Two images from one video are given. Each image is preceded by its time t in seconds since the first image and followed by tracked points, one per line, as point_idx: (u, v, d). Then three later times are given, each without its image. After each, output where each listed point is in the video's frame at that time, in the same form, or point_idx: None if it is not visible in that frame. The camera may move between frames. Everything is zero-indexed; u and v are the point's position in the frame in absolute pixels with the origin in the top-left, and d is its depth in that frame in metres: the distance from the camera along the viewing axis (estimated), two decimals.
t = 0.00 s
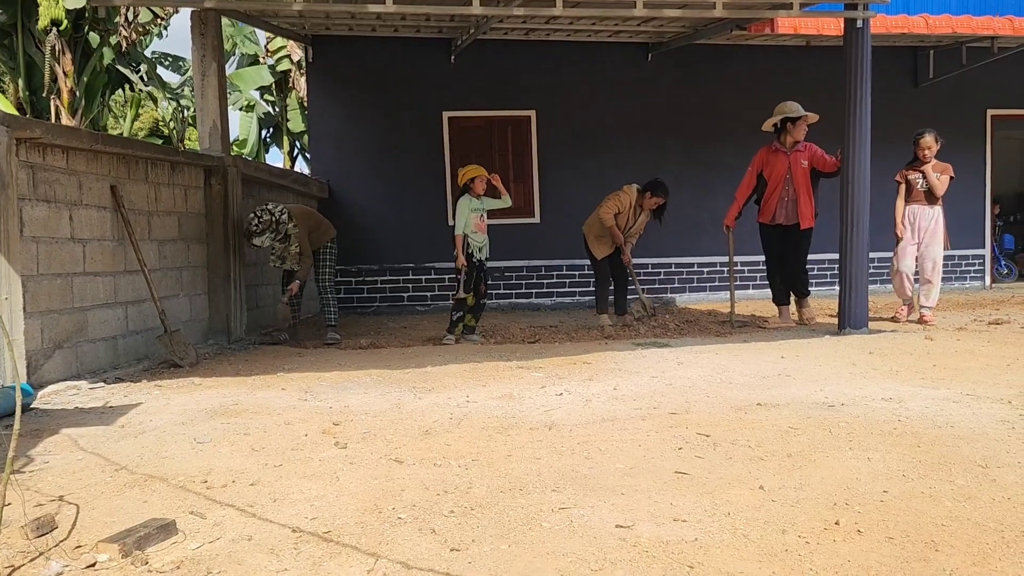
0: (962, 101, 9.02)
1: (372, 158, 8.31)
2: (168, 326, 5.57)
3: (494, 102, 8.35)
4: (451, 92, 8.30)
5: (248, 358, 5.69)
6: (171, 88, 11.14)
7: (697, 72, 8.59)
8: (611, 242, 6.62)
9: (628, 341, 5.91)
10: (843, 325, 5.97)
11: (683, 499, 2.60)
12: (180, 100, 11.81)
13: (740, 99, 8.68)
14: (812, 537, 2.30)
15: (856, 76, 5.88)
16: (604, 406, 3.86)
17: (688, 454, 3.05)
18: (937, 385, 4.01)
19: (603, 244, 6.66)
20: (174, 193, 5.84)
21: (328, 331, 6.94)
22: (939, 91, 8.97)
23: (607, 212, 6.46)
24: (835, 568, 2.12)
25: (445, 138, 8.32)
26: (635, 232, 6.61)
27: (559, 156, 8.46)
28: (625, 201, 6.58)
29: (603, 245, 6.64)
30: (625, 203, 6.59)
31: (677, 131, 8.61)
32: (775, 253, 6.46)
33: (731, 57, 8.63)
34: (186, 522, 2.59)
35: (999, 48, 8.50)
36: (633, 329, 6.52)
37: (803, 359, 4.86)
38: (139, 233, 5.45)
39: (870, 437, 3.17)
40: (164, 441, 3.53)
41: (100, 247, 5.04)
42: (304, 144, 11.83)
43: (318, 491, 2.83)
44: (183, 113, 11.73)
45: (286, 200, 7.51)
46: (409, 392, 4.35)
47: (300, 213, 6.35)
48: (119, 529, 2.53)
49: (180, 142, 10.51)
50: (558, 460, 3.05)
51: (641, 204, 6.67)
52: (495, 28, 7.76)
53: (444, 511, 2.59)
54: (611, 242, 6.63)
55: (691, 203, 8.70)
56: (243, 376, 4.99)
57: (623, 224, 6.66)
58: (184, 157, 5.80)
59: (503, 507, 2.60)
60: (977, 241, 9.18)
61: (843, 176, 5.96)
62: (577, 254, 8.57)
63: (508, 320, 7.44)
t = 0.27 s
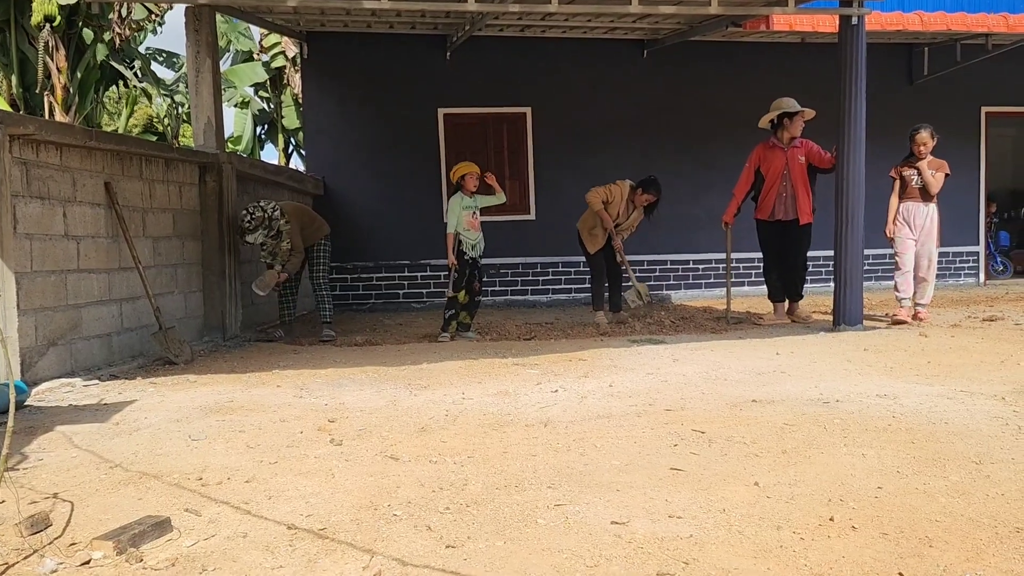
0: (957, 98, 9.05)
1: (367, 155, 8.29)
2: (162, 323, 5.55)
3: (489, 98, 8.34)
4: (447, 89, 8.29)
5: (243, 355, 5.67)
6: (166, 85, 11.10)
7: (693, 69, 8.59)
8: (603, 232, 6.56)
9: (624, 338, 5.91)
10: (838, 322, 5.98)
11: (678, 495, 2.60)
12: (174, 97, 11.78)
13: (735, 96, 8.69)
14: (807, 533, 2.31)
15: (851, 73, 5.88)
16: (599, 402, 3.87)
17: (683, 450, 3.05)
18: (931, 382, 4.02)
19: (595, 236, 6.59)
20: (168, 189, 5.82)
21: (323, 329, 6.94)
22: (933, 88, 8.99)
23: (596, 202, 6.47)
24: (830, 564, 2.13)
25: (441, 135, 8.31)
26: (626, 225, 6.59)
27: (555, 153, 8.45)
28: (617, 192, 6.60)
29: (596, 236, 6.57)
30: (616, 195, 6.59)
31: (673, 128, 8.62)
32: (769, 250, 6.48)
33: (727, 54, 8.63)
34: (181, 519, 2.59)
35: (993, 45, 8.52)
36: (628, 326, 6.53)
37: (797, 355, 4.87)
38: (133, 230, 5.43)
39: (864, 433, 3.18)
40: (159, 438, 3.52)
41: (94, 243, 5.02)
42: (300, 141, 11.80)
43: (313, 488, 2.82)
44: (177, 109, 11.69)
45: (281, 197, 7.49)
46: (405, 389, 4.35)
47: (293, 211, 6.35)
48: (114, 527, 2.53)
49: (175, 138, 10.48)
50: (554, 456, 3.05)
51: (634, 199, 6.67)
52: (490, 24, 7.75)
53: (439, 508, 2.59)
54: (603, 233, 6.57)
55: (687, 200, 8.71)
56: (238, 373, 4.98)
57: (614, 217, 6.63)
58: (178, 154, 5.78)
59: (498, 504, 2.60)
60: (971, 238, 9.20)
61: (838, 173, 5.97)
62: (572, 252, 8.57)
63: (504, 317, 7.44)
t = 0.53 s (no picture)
0: (950, 95, 9.07)
1: (362, 151, 8.27)
2: (156, 320, 5.53)
3: (484, 95, 8.34)
4: (441, 86, 8.28)
5: (237, 352, 5.66)
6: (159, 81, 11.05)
7: (687, 66, 8.60)
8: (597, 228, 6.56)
9: (619, 335, 5.91)
10: (832, 319, 6.00)
11: (673, 491, 2.61)
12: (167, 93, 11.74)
13: (730, 93, 8.70)
14: (801, 528, 2.32)
15: (845, 70, 5.89)
16: (594, 399, 3.87)
17: (678, 446, 3.06)
18: (924, 378, 4.04)
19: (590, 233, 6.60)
20: (162, 186, 5.80)
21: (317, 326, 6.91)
22: (927, 86, 9.01)
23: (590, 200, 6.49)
24: (825, 559, 2.14)
25: (435, 131, 8.30)
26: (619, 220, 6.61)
27: (550, 150, 8.45)
28: (612, 189, 6.60)
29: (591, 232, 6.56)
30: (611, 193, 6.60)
31: (668, 125, 8.62)
32: (763, 247, 6.47)
33: (722, 51, 8.64)
34: (176, 515, 2.58)
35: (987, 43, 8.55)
36: (622, 323, 6.53)
37: (791, 352, 4.88)
38: (126, 227, 5.40)
39: (858, 429, 3.19)
40: (153, 435, 3.51)
41: (87, 240, 5.00)
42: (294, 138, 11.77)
43: (308, 484, 2.82)
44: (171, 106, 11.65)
45: (275, 194, 7.47)
46: (399, 385, 4.35)
47: (286, 209, 6.28)
48: (108, 523, 2.52)
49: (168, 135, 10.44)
50: (549, 453, 3.05)
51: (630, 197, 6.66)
52: (485, 21, 7.74)
53: (435, 503, 2.59)
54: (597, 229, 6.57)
55: (681, 197, 8.71)
56: (232, 370, 4.97)
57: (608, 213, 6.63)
58: (172, 150, 5.75)
59: (494, 500, 2.60)
60: (964, 235, 9.24)
61: (832, 170, 5.98)
62: (567, 248, 8.57)
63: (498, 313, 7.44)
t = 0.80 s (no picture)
0: (941, 93, 9.10)
1: (354, 149, 8.25)
2: (147, 319, 5.50)
3: (477, 93, 8.32)
4: (434, 83, 8.26)
5: (229, 351, 5.64)
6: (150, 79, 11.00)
7: (680, 64, 8.60)
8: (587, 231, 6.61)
9: (611, 332, 5.91)
10: (823, 316, 6.01)
11: (665, 488, 2.61)
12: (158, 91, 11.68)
13: (722, 91, 8.71)
14: (793, 524, 2.32)
15: (836, 68, 5.91)
16: (586, 396, 3.87)
17: (670, 443, 3.06)
18: (915, 375, 4.06)
19: (581, 237, 6.62)
20: (153, 184, 5.77)
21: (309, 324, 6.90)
22: (918, 84, 9.04)
23: (578, 209, 6.47)
24: (816, 555, 2.14)
25: (427, 129, 8.28)
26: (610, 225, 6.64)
27: (542, 148, 8.44)
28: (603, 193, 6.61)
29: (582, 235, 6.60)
30: (601, 199, 6.57)
31: (660, 122, 8.63)
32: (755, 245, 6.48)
33: (714, 49, 8.65)
34: (166, 514, 2.57)
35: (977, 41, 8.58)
36: (615, 321, 6.54)
37: (783, 349, 4.89)
38: (117, 224, 5.38)
39: (850, 426, 3.20)
40: (143, 433, 3.49)
41: (77, 238, 4.97)
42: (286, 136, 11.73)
43: (299, 482, 2.81)
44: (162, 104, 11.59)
45: (267, 192, 7.44)
46: (391, 383, 4.34)
47: (276, 205, 6.27)
48: (98, 522, 2.50)
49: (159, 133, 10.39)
50: (541, 450, 3.04)
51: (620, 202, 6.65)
52: (477, 18, 7.72)
53: (426, 501, 2.58)
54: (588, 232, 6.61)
55: (674, 195, 8.72)
56: (223, 369, 4.95)
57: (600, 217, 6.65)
58: (163, 148, 5.73)
59: (485, 497, 2.60)
60: (955, 233, 9.28)
61: (823, 167, 6.00)
62: (560, 246, 8.57)
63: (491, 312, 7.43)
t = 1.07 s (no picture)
0: (929, 92, 9.15)
1: (344, 148, 8.22)
2: (135, 319, 5.47)
3: (467, 92, 8.31)
4: (424, 82, 8.24)
5: (218, 351, 5.61)
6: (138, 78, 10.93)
7: (669, 63, 8.61)
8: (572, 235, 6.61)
9: (601, 331, 5.91)
10: (813, 314, 6.03)
11: (655, 487, 2.61)
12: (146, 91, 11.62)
13: (712, 90, 8.73)
14: (782, 522, 2.33)
15: (825, 67, 5.93)
16: (576, 395, 3.88)
17: (660, 442, 3.07)
18: (902, 372, 4.08)
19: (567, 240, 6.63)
20: (140, 183, 5.74)
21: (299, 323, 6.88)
22: (906, 83, 9.09)
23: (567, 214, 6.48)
24: (804, 553, 2.14)
25: (417, 128, 8.27)
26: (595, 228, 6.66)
27: (533, 147, 8.44)
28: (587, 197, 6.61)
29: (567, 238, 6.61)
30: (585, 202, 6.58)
31: (650, 121, 8.64)
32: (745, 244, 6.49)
33: (703, 48, 8.66)
34: (154, 516, 2.55)
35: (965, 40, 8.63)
36: (605, 320, 6.54)
37: (772, 347, 4.90)
38: (104, 224, 5.34)
39: (839, 424, 3.21)
40: (131, 434, 3.47)
41: (64, 238, 4.93)
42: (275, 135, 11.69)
43: (288, 483, 2.80)
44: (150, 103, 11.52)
45: (256, 191, 7.41)
46: (381, 383, 4.33)
47: (265, 205, 6.25)
48: (85, 524, 2.48)
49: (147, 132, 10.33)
50: (531, 449, 3.04)
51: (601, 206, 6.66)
52: (466, 17, 7.71)
53: (416, 501, 2.58)
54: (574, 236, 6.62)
55: (664, 194, 8.74)
56: (212, 369, 4.93)
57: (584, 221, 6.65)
58: (151, 147, 5.69)
59: (475, 497, 2.59)
60: (943, 231, 9.33)
61: (812, 166, 6.02)
62: (550, 245, 8.57)
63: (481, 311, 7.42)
